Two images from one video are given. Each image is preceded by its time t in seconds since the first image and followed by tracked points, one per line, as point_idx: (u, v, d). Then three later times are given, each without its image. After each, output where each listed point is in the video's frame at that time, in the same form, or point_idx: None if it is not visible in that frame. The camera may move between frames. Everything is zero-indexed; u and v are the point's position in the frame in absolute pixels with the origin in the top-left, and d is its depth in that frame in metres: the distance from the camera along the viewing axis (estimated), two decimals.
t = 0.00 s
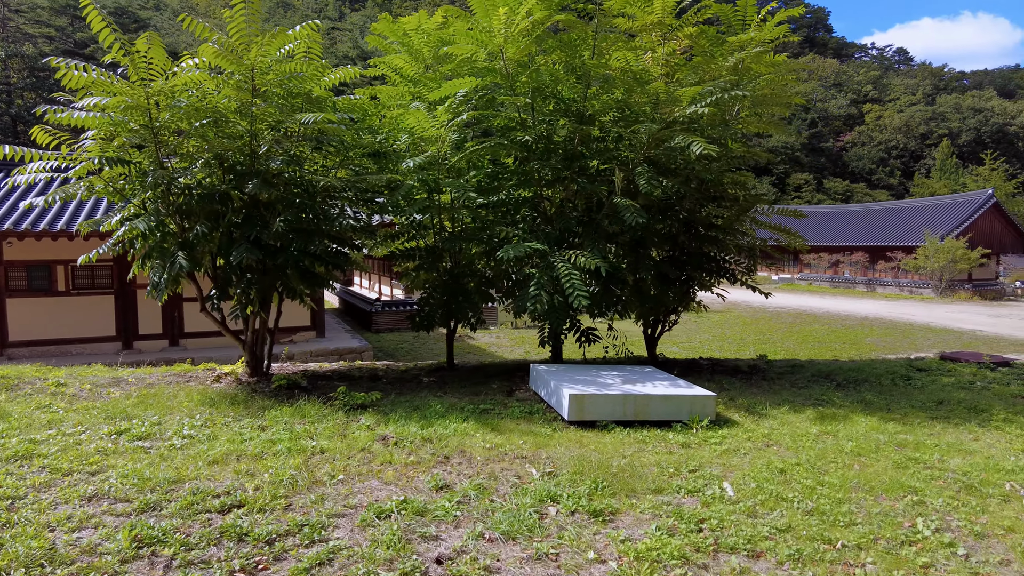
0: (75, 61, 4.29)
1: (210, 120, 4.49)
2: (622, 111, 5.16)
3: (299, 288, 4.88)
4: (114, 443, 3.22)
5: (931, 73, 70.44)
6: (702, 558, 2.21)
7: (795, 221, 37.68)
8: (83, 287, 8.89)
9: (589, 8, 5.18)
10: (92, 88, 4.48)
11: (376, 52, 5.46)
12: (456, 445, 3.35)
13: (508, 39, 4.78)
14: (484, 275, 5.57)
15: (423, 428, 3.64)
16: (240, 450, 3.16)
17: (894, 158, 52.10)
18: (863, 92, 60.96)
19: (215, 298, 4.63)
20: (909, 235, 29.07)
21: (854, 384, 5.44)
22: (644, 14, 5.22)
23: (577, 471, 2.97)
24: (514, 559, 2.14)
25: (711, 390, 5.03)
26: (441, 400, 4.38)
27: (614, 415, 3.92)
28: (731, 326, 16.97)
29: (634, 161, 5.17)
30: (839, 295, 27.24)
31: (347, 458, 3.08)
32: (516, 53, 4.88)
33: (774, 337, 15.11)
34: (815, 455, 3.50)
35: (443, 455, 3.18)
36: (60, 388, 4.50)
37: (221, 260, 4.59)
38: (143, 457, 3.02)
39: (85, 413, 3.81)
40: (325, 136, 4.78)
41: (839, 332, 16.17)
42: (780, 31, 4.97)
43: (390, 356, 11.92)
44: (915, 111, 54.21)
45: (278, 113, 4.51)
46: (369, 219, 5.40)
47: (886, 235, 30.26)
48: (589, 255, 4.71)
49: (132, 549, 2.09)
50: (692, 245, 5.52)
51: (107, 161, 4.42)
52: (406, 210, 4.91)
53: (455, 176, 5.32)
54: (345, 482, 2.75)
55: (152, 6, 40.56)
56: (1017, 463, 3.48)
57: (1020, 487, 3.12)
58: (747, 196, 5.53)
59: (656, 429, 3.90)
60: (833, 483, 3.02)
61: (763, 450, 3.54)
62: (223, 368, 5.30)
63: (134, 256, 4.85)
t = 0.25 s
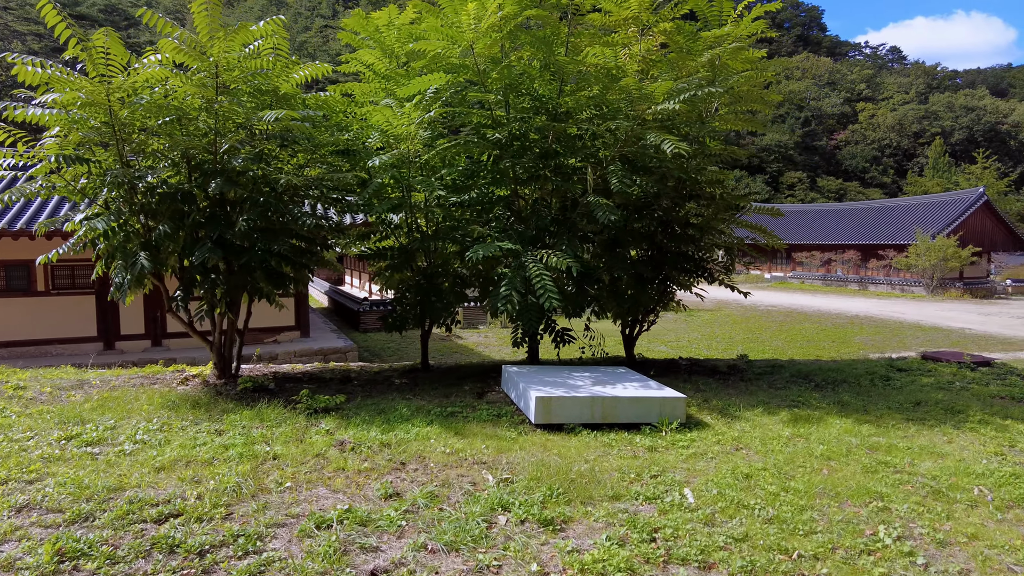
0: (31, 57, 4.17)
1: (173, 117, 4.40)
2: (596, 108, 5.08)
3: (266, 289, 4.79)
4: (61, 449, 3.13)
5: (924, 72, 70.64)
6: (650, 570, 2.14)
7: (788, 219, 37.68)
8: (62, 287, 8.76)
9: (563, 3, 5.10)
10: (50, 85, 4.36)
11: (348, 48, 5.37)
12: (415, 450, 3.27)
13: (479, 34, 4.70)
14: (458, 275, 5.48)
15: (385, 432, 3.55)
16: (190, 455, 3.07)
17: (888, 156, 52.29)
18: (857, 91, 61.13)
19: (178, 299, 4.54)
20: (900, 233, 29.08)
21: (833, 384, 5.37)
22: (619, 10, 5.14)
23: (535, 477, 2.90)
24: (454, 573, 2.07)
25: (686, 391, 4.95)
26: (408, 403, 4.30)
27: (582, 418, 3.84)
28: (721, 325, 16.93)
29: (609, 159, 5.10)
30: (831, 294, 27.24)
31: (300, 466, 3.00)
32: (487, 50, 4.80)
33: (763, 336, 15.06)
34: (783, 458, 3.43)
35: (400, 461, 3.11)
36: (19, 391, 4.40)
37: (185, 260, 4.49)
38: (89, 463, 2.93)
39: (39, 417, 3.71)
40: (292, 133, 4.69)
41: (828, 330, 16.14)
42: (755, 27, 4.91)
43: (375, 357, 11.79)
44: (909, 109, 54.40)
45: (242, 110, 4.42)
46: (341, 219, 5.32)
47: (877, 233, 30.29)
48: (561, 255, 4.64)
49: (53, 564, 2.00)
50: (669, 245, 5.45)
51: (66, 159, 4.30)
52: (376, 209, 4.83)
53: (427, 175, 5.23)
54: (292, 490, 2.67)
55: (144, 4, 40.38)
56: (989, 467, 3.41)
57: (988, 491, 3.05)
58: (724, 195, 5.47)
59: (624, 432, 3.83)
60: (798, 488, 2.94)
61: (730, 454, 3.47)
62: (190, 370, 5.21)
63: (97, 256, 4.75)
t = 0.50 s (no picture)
0: None
1: (145, 113, 4.34)
2: (576, 103, 5.04)
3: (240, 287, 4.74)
4: (23, 450, 3.08)
5: (920, 69, 70.91)
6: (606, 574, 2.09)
7: (783, 216, 37.65)
8: (49, 285, 8.68)
9: None
10: (18, 79, 4.27)
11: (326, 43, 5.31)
12: (381, 451, 3.22)
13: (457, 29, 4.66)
14: (436, 273, 5.43)
15: (353, 434, 3.50)
16: (151, 456, 3.02)
17: (884, 153, 52.45)
18: (853, 88, 61.30)
19: (151, 297, 4.49)
20: (895, 230, 29.06)
21: (816, 381, 5.32)
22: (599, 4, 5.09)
23: (501, 478, 2.85)
24: None
25: (666, 389, 4.91)
26: (382, 402, 4.26)
27: (556, 417, 3.80)
28: (714, 322, 16.90)
29: (589, 154, 5.06)
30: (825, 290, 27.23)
31: (262, 467, 2.96)
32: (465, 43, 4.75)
33: (755, 333, 15.02)
34: (756, 458, 3.38)
35: (365, 462, 3.08)
36: None
37: (156, 257, 4.44)
38: (48, 464, 2.88)
39: (4, 417, 3.66)
40: (266, 128, 4.63)
41: (821, 327, 16.12)
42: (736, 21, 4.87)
43: (364, 355, 11.70)
44: (905, 106, 54.55)
45: (216, 104, 4.37)
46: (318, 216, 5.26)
47: (872, 230, 30.26)
48: (538, 252, 4.59)
49: None
50: (650, 242, 5.40)
51: (35, 155, 4.22)
52: (351, 206, 4.78)
53: (406, 171, 5.18)
54: (251, 493, 2.63)
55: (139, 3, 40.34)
56: (965, 467, 3.37)
57: (962, 492, 3.01)
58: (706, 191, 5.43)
59: (597, 431, 3.78)
60: (767, 489, 2.90)
61: (702, 454, 3.43)
62: (167, 369, 5.17)
63: (70, 254, 4.69)
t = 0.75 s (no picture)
0: None
1: (107, 106, 4.23)
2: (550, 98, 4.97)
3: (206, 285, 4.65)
4: None
5: (913, 69, 71.06)
6: None
7: (776, 215, 37.62)
8: (28, 283, 8.54)
9: None
10: None
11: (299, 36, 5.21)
12: (339, 455, 3.14)
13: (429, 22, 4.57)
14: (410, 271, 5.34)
15: (313, 437, 3.42)
16: (99, 458, 2.93)
17: (877, 152, 52.54)
18: (847, 87, 61.42)
19: (113, 296, 4.38)
20: (887, 229, 29.07)
21: (796, 381, 5.25)
22: None
23: (457, 481, 2.77)
24: None
25: (642, 389, 4.82)
26: (349, 403, 4.18)
27: (523, 418, 3.72)
28: (704, 321, 16.85)
29: (564, 150, 4.99)
30: (817, 289, 27.24)
31: (212, 470, 2.88)
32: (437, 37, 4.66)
33: (745, 332, 14.98)
34: (725, 459, 3.30)
35: (320, 466, 3.00)
36: None
37: (118, 255, 4.33)
38: None
39: None
40: (232, 123, 4.53)
41: (811, 326, 16.08)
42: (712, 14, 4.81)
43: (351, 355, 11.51)
44: (898, 105, 54.66)
45: (179, 98, 4.28)
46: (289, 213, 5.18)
47: (864, 228, 30.26)
48: (510, 249, 4.50)
49: None
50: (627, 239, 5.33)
51: None
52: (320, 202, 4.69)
53: (377, 166, 5.10)
54: (195, 497, 2.54)
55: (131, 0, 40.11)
56: (937, 469, 3.29)
57: (932, 495, 2.93)
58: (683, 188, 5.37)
59: (565, 432, 3.70)
60: (731, 492, 2.82)
61: (670, 455, 3.35)
62: (133, 369, 5.06)
63: (31, 251, 4.58)
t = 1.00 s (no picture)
0: None
1: (72, 105, 4.15)
2: (524, 97, 4.93)
3: (176, 287, 4.57)
4: None
5: (906, 68, 71.33)
6: None
7: (768, 214, 37.62)
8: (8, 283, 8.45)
9: None
10: None
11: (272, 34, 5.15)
12: (301, 463, 3.09)
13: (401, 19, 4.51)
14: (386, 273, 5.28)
15: (277, 444, 3.37)
16: (53, 466, 2.86)
17: (870, 151, 52.71)
18: (840, 86, 61.60)
19: (80, 299, 4.30)
20: (878, 227, 29.15)
21: (776, 382, 5.21)
22: None
23: (417, 491, 2.72)
24: None
25: (619, 392, 4.77)
26: (320, 408, 4.12)
27: (494, 423, 3.67)
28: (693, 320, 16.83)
29: (539, 150, 4.96)
30: (808, 288, 27.28)
31: (168, 478, 2.82)
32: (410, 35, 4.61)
33: (734, 331, 14.97)
34: (697, 466, 3.26)
35: (281, 475, 2.95)
36: None
37: (84, 257, 4.25)
38: None
39: None
40: (202, 122, 4.46)
41: (800, 325, 16.07)
42: (689, 13, 4.78)
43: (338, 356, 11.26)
44: (890, 104, 54.85)
45: (147, 96, 4.24)
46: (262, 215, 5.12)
47: (854, 227, 30.32)
48: (485, 251, 4.44)
49: None
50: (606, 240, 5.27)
51: None
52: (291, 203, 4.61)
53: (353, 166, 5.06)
54: (146, 507, 2.48)
55: None
56: (910, 474, 3.26)
57: (902, 502, 2.89)
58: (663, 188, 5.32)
59: (535, 438, 3.67)
60: (698, 499, 2.78)
61: (641, 461, 3.30)
62: (104, 373, 4.98)
63: None
